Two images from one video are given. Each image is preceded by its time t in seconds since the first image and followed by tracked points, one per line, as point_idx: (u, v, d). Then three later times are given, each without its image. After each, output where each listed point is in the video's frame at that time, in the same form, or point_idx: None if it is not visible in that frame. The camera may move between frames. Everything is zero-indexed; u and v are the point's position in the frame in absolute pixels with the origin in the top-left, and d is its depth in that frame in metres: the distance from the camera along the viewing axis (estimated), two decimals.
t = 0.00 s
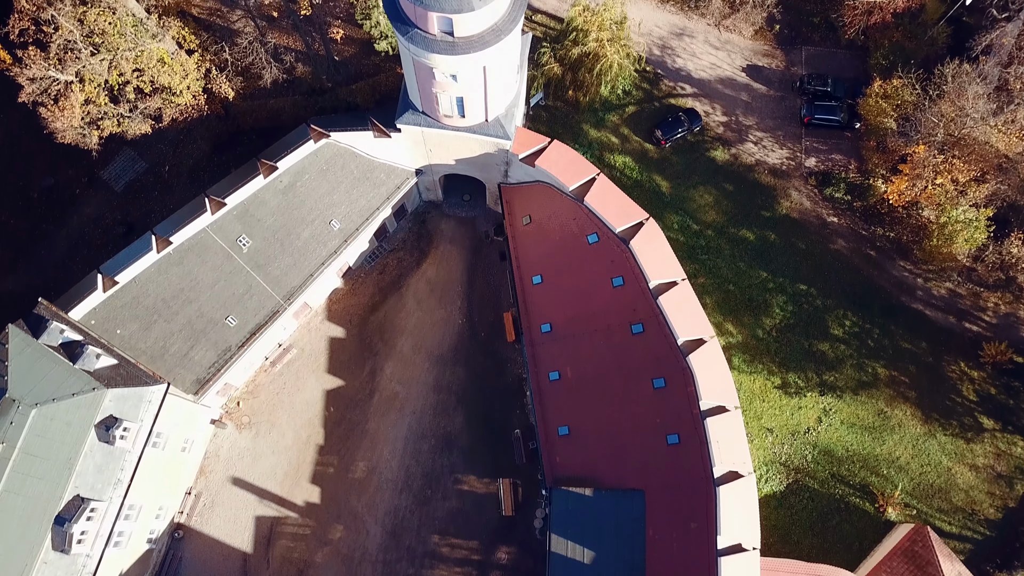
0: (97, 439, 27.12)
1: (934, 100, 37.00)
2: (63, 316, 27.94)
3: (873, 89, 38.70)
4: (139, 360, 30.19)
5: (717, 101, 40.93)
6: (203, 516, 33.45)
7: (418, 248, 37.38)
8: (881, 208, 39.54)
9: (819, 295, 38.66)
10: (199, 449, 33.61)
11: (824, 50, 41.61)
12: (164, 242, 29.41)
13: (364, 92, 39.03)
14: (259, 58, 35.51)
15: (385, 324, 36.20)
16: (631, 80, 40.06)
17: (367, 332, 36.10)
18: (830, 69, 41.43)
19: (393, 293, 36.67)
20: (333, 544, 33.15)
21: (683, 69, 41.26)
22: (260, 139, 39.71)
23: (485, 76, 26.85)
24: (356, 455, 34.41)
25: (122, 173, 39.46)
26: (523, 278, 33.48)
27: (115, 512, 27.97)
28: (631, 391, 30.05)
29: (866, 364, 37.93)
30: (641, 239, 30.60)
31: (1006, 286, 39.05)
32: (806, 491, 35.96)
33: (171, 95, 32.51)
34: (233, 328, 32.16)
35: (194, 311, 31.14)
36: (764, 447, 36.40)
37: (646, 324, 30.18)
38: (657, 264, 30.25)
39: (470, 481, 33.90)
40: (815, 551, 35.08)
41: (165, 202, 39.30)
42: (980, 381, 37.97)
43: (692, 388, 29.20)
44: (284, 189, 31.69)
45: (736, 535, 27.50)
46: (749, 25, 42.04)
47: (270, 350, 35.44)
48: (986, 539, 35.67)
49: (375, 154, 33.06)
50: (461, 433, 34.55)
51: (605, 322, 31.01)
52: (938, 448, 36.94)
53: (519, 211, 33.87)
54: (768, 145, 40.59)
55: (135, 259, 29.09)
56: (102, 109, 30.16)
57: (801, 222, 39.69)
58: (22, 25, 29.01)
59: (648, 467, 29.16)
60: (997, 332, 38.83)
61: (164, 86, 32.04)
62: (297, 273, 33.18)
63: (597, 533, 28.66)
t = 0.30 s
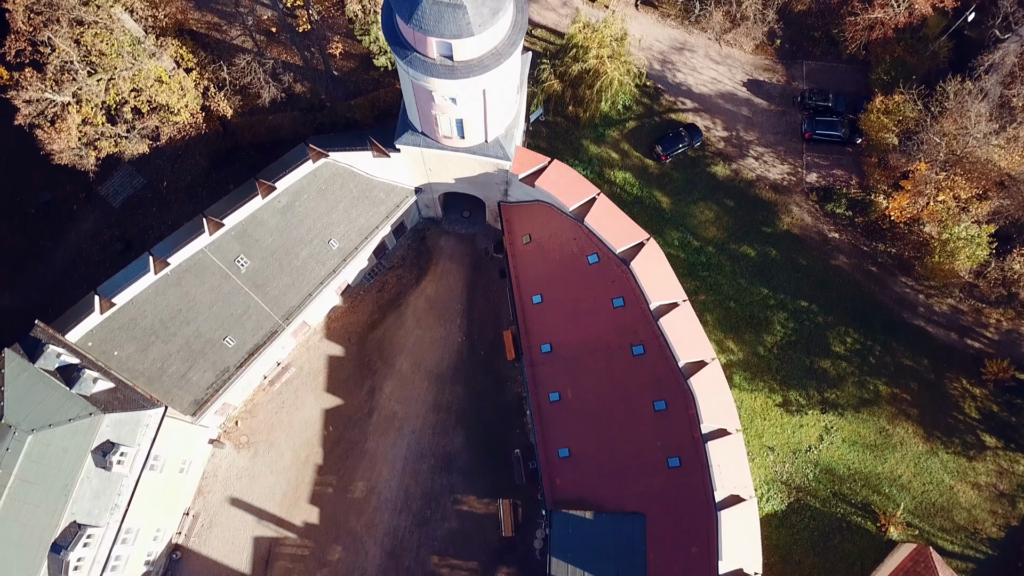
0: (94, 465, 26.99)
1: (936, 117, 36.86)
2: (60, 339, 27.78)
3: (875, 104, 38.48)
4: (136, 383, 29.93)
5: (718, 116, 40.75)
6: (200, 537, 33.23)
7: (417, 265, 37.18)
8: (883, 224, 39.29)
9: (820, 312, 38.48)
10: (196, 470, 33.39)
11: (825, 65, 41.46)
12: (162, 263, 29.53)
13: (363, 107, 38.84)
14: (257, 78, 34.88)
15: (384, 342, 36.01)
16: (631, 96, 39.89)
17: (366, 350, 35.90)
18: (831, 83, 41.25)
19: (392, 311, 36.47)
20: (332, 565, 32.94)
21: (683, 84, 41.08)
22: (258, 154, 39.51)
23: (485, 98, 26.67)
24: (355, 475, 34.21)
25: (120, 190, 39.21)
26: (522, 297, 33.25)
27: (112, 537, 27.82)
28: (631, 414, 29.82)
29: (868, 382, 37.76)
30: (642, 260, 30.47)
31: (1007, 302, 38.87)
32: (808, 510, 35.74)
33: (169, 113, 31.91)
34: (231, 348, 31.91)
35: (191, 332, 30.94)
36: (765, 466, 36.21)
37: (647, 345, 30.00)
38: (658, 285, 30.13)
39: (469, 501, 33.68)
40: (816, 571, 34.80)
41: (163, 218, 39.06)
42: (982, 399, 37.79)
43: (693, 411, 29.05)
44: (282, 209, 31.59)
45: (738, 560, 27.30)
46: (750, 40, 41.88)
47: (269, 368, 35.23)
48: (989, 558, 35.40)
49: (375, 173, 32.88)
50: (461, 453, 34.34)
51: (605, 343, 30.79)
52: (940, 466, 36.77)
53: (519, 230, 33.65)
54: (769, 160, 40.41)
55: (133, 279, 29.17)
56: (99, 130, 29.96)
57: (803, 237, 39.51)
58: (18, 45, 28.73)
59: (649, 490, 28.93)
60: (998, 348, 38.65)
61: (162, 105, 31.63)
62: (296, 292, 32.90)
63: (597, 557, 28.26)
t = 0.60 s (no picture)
0: (91, 491, 26.94)
1: (938, 134, 36.75)
2: (57, 362, 27.71)
3: (876, 119, 38.31)
4: (133, 407, 29.66)
5: (718, 131, 40.56)
6: (198, 558, 33.00)
7: (416, 283, 36.96)
8: (884, 240, 39.13)
9: (821, 329, 38.27)
10: (194, 491, 33.21)
11: (826, 80, 41.27)
12: (160, 285, 29.26)
13: (362, 123, 38.68)
14: (254, 97, 34.54)
15: (383, 360, 35.80)
16: (631, 111, 39.70)
17: (365, 369, 35.69)
18: (833, 98, 41.06)
19: (391, 329, 36.26)
20: None
21: (684, 98, 40.89)
22: (257, 170, 39.31)
23: (485, 122, 26.51)
24: (354, 495, 33.99)
25: (118, 206, 38.95)
26: (522, 317, 33.03)
27: (108, 562, 27.78)
28: (632, 436, 29.57)
29: (870, 400, 37.54)
30: (642, 281, 30.28)
31: (1010, 319, 38.66)
32: (810, 530, 35.50)
33: (167, 132, 31.63)
34: (229, 369, 31.68)
35: (189, 353, 30.74)
36: (767, 485, 36.00)
37: (648, 367, 29.76)
38: (658, 307, 29.96)
39: (469, 522, 33.44)
40: None
41: (161, 234, 38.81)
42: (984, 416, 37.59)
43: (694, 434, 28.82)
44: (280, 229, 31.32)
45: None
46: (751, 54, 41.71)
47: (268, 388, 35.03)
48: None
49: (374, 193, 32.74)
50: (460, 473, 34.10)
51: (606, 364, 30.54)
52: (943, 484, 36.55)
53: (519, 249, 33.46)
54: (770, 175, 40.21)
55: (131, 303, 28.92)
56: (96, 151, 29.81)
57: (804, 254, 39.31)
58: (15, 66, 28.57)
59: (649, 514, 28.69)
60: (1000, 365, 38.47)
61: (159, 124, 31.31)
62: (294, 312, 32.68)
63: None
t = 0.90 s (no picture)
0: (87, 517, 26.71)
1: (939, 151, 36.65)
2: (54, 387, 27.79)
3: (877, 135, 38.14)
4: (131, 429, 29.41)
5: (719, 146, 40.36)
6: None
7: (415, 300, 36.75)
8: (886, 256, 38.96)
9: (823, 346, 38.07)
10: (192, 512, 32.99)
11: (828, 94, 41.03)
12: (157, 306, 29.15)
13: (361, 140, 38.51)
14: (252, 117, 34.02)
15: (382, 379, 35.59)
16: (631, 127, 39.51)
17: (365, 388, 35.49)
18: (834, 113, 40.79)
19: (390, 347, 36.06)
20: None
21: (685, 114, 40.69)
22: (255, 186, 39.10)
23: (484, 145, 26.33)
24: (353, 516, 33.73)
25: (116, 222, 38.66)
26: (522, 337, 32.66)
27: None
28: (633, 459, 29.22)
29: (871, 418, 37.35)
30: (643, 303, 30.12)
31: (1013, 335, 38.42)
32: (811, 550, 35.25)
33: (165, 152, 31.27)
34: (227, 391, 31.49)
35: (187, 375, 30.54)
36: (768, 504, 35.76)
37: (649, 390, 29.57)
38: (659, 329, 29.80)
39: (469, 543, 33.19)
40: None
41: (158, 251, 38.54)
42: (987, 434, 37.34)
43: (696, 458, 28.59)
44: (279, 250, 31.15)
45: None
46: (752, 69, 41.52)
47: (267, 408, 34.84)
48: None
49: (372, 213, 32.55)
50: (460, 493, 33.85)
51: (606, 386, 30.25)
52: (945, 503, 36.29)
53: (519, 268, 33.19)
54: (772, 191, 40.01)
55: (128, 324, 28.86)
56: (93, 173, 29.43)
57: (806, 270, 39.11)
58: (10, 87, 28.14)
59: (651, 538, 28.34)
60: (1003, 382, 38.22)
61: (157, 144, 30.96)
62: (293, 333, 32.49)
63: None
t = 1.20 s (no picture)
0: (83, 546, 26.54)
1: (942, 169, 36.36)
2: (50, 411, 27.38)
3: (880, 152, 37.92)
4: (128, 453, 29.18)
5: (720, 162, 40.17)
6: None
7: (414, 319, 36.54)
8: (888, 273, 38.71)
9: (824, 364, 37.88)
10: (190, 534, 32.77)
11: (829, 110, 40.85)
12: (155, 329, 28.84)
13: (360, 157, 38.32)
14: (252, 139, 33.87)
15: (381, 399, 35.37)
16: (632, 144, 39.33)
17: (363, 407, 35.28)
18: (835, 129, 40.59)
19: (389, 367, 35.84)
20: None
21: (685, 130, 40.51)
22: (254, 204, 38.91)
23: (484, 170, 26.13)
24: (351, 537, 33.47)
25: (113, 239, 38.39)
26: (522, 358, 32.34)
27: None
28: (634, 484, 28.91)
29: (873, 437, 37.14)
30: (644, 326, 29.95)
31: (1015, 353, 38.24)
32: (813, 570, 35.03)
33: (162, 172, 31.16)
34: (225, 414, 31.31)
35: (185, 398, 30.31)
36: (770, 525, 35.53)
37: (650, 414, 29.31)
38: (660, 353, 29.57)
39: (468, 565, 32.92)
40: None
41: (156, 268, 38.29)
42: (989, 453, 37.10)
43: (698, 482, 28.30)
44: (277, 271, 30.94)
45: None
46: (753, 85, 41.35)
47: (265, 429, 34.61)
48: None
49: (370, 234, 32.39)
50: (459, 515, 33.57)
51: (607, 410, 29.96)
52: (947, 523, 36.05)
53: (519, 289, 32.95)
54: (773, 208, 39.81)
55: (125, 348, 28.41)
56: (90, 195, 29.09)
57: (807, 287, 38.91)
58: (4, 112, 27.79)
59: (652, 565, 28.01)
60: (1005, 401, 37.99)
61: (155, 164, 30.88)
62: (291, 354, 32.28)
63: None
